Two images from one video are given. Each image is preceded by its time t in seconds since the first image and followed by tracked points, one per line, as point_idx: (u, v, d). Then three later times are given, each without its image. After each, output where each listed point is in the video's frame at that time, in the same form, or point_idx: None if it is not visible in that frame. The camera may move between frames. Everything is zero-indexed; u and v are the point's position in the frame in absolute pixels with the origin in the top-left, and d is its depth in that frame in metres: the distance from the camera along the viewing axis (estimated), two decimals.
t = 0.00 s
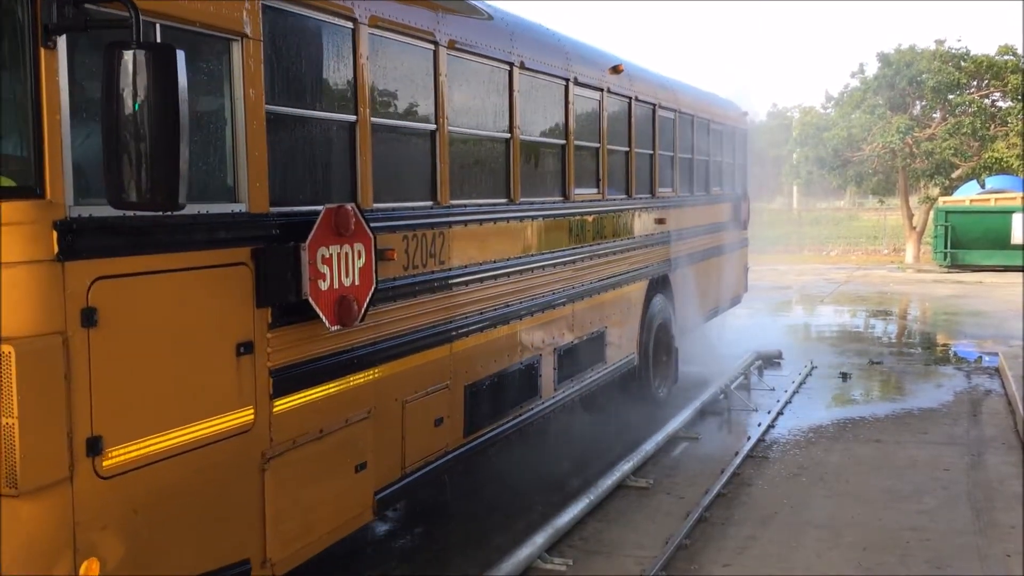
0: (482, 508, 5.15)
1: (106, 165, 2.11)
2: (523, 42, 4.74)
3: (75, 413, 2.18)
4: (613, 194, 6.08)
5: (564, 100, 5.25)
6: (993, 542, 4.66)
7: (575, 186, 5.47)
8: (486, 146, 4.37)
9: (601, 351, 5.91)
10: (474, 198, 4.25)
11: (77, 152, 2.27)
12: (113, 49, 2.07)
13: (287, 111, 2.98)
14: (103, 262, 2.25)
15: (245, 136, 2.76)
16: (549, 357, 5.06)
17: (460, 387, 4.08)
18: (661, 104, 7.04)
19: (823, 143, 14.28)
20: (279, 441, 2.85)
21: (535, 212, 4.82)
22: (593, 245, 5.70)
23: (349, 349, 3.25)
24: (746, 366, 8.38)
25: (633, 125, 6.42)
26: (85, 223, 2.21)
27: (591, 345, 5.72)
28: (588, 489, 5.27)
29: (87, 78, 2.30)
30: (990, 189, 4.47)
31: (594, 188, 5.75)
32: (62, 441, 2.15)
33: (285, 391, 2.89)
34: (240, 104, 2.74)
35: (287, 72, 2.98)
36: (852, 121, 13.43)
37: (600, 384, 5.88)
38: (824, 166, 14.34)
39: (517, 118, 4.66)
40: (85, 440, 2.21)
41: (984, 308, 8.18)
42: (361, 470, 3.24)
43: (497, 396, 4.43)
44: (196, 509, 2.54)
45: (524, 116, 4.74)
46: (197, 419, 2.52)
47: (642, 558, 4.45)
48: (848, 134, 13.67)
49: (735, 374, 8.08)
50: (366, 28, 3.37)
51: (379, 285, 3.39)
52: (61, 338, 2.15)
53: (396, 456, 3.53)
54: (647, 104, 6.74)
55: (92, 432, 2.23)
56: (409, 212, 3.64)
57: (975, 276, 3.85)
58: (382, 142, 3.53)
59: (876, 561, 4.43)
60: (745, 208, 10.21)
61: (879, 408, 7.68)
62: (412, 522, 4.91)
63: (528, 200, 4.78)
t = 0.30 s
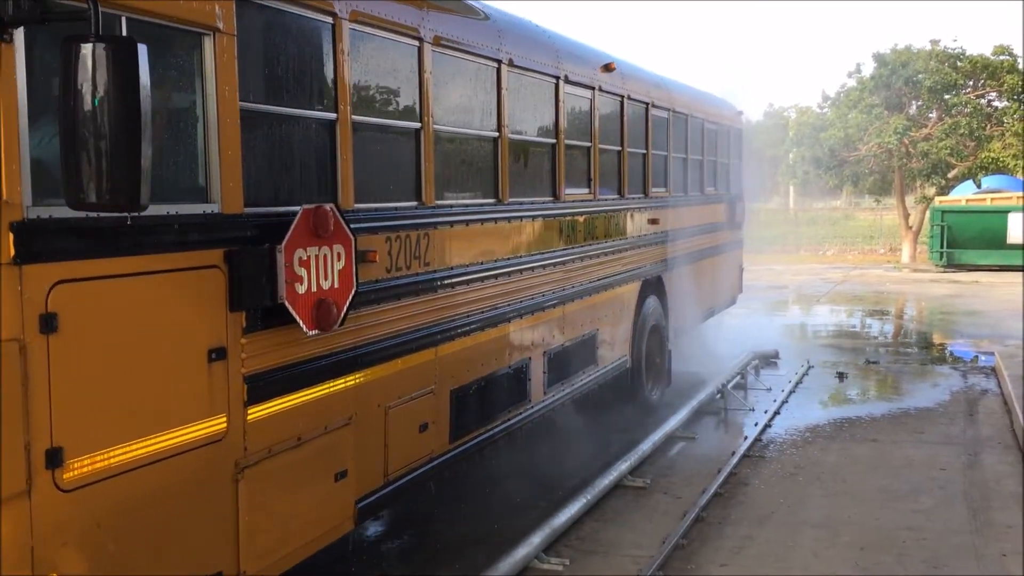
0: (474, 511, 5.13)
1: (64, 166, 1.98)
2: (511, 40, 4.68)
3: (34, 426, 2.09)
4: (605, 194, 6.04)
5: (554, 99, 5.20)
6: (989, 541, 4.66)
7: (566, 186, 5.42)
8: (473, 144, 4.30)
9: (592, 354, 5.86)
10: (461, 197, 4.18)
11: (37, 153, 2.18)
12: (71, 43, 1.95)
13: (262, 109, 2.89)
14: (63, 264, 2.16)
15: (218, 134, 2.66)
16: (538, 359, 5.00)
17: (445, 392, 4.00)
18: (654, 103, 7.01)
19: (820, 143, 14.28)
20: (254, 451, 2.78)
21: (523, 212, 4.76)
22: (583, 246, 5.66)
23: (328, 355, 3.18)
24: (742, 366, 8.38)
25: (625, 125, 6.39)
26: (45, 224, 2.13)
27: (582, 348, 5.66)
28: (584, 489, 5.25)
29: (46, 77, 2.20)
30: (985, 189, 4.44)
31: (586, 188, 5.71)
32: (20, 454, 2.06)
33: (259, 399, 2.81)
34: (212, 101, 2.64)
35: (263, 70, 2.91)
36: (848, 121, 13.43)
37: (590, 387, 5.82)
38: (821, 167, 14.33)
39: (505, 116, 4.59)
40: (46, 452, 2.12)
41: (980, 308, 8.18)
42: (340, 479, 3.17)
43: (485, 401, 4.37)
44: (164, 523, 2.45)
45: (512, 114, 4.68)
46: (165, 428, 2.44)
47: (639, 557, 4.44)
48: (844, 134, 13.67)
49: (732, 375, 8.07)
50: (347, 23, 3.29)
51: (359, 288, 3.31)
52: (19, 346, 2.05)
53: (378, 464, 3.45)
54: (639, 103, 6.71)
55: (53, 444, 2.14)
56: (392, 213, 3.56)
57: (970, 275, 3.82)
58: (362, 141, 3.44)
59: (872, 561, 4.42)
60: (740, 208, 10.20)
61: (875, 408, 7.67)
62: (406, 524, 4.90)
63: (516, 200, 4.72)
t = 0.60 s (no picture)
0: (466, 514, 5.10)
1: (14, 165, 1.86)
2: (498, 35, 4.56)
3: None
4: (595, 194, 5.96)
5: (544, 98, 5.11)
6: (986, 540, 4.66)
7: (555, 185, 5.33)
8: (459, 143, 4.18)
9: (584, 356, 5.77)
10: (450, 195, 4.09)
11: None
12: (24, 33, 1.84)
13: (232, 105, 2.76)
14: (20, 266, 2.02)
15: (186, 130, 2.52)
16: (527, 361, 4.89)
17: (431, 396, 3.87)
18: (646, 101, 6.94)
19: (815, 142, 14.29)
20: (224, 460, 2.64)
21: (512, 212, 4.67)
22: (572, 246, 5.56)
23: (306, 359, 3.05)
24: (739, 365, 8.38)
25: (617, 123, 6.32)
26: None
27: (573, 350, 5.55)
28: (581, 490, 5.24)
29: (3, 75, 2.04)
30: (980, 188, 4.42)
31: (576, 188, 5.63)
32: None
33: (230, 406, 2.68)
34: (180, 96, 2.49)
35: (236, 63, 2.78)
36: (844, 121, 13.42)
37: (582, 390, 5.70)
38: (817, 166, 14.36)
39: (492, 113, 4.48)
40: None
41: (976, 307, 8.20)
42: (317, 487, 3.04)
43: (472, 404, 4.25)
44: (127, 538, 2.32)
45: (500, 112, 4.57)
46: (127, 438, 2.31)
47: (636, 557, 4.43)
48: (840, 134, 13.62)
49: (729, 374, 8.05)
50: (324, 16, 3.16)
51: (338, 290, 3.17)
52: None
53: (358, 472, 3.32)
54: (631, 102, 6.64)
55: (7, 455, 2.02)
56: (373, 213, 3.43)
57: (967, 275, 3.81)
58: (340, 139, 3.30)
59: (869, 560, 4.42)
60: (734, 207, 10.17)
61: (871, 407, 7.67)
62: (402, 525, 4.88)
63: (504, 200, 4.61)
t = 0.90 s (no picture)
0: (460, 516, 5.07)
1: None
2: (486, 29, 4.44)
3: None
4: (588, 193, 5.88)
5: (535, 94, 5.01)
6: (985, 538, 4.66)
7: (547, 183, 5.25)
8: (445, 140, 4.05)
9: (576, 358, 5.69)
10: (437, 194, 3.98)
11: None
12: None
13: (201, 99, 2.63)
14: None
15: (152, 126, 2.41)
16: (516, 362, 4.77)
17: (415, 403, 3.75)
18: (641, 98, 6.89)
19: (814, 141, 14.31)
20: (193, 471, 2.53)
21: (501, 211, 4.56)
22: (564, 247, 5.46)
23: (283, 364, 2.94)
24: (737, 364, 8.38)
25: (610, 120, 6.24)
26: None
27: (565, 354, 5.47)
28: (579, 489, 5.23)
29: None
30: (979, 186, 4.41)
31: (568, 186, 5.54)
32: None
33: (199, 413, 2.56)
34: (146, 91, 2.40)
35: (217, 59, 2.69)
36: (843, 120, 13.47)
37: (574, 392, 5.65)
38: (816, 165, 14.39)
39: (480, 109, 4.36)
40: None
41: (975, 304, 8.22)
42: (294, 497, 2.93)
43: (459, 409, 4.14)
44: (85, 555, 2.21)
45: (488, 109, 4.46)
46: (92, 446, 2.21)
47: (635, 556, 4.42)
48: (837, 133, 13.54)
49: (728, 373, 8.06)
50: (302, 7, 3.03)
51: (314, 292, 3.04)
52: None
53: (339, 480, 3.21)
54: (625, 99, 6.56)
55: None
56: (355, 212, 3.31)
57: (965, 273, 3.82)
58: (316, 135, 3.17)
59: (868, 558, 4.41)
60: (731, 207, 10.15)
61: (870, 405, 7.68)
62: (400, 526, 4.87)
63: (493, 198, 4.50)
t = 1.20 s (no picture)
0: (456, 518, 5.05)
1: None
2: (473, 25, 4.34)
3: None
4: (580, 193, 5.80)
5: (525, 91, 4.92)
6: (983, 537, 4.66)
7: (537, 183, 5.16)
8: (431, 139, 3.94)
9: (567, 362, 5.60)
10: (422, 194, 3.88)
11: None
12: None
13: (170, 95, 2.53)
14: None
15: (113, 122, 2.31)
16: (504, 366, 4.66)
17: (397, 408, 3.63)
18: (635, 96, 6.81)
19: (812, 140, 14.32)
20: (158, 485, 2.41)
21: (489, 211, 4.47)
22: (558, 248, 5.40)
23: (255, 371, 2.82)
24: (736, 362, 8.40)
25: (603, 119, 6.17)
26: None
27: (555, 357, 5.36)
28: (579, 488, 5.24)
29: None
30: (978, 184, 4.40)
31: (559, 185, 5.45)
32: None
33: (186, 416, 2.53)
34: (107, 86, 2.30)
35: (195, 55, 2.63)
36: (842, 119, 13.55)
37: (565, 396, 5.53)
38: (814, 164, 14.42)
39: (468, 107, 4.26)
40: None
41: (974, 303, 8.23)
42: (269, 508, 2.81)
43: (443, 415, 4.02)
44: (85, 555, 2.21)
45: (477, 106, 4.35)
46: (81, 449, 2.18)
47: (635, 555, 4.42)
48: (836, 132, 13.83)
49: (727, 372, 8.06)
50: None
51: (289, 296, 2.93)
52: None
53: (317, 490, 3.09)
54: (617, 96, 6.49)
55: None
56: (335, 213, 3.20)
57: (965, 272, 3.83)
58: (294, 132, 3.05)
59: (867, 557, 4.41)
60: (728, 206, 10.09)
61: (869, 404, 7.68)
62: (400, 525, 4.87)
63: (480, 199, 4.40)
